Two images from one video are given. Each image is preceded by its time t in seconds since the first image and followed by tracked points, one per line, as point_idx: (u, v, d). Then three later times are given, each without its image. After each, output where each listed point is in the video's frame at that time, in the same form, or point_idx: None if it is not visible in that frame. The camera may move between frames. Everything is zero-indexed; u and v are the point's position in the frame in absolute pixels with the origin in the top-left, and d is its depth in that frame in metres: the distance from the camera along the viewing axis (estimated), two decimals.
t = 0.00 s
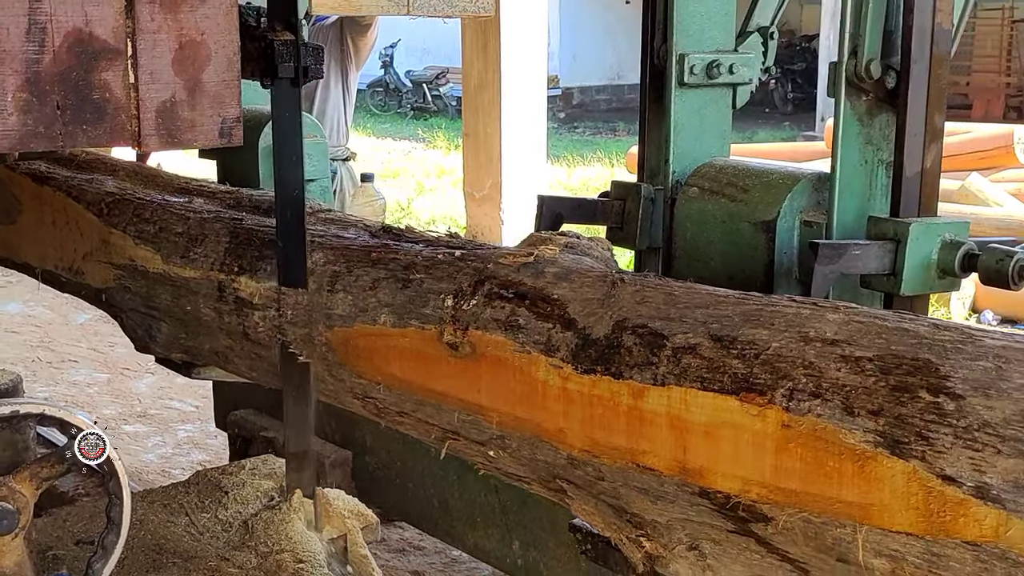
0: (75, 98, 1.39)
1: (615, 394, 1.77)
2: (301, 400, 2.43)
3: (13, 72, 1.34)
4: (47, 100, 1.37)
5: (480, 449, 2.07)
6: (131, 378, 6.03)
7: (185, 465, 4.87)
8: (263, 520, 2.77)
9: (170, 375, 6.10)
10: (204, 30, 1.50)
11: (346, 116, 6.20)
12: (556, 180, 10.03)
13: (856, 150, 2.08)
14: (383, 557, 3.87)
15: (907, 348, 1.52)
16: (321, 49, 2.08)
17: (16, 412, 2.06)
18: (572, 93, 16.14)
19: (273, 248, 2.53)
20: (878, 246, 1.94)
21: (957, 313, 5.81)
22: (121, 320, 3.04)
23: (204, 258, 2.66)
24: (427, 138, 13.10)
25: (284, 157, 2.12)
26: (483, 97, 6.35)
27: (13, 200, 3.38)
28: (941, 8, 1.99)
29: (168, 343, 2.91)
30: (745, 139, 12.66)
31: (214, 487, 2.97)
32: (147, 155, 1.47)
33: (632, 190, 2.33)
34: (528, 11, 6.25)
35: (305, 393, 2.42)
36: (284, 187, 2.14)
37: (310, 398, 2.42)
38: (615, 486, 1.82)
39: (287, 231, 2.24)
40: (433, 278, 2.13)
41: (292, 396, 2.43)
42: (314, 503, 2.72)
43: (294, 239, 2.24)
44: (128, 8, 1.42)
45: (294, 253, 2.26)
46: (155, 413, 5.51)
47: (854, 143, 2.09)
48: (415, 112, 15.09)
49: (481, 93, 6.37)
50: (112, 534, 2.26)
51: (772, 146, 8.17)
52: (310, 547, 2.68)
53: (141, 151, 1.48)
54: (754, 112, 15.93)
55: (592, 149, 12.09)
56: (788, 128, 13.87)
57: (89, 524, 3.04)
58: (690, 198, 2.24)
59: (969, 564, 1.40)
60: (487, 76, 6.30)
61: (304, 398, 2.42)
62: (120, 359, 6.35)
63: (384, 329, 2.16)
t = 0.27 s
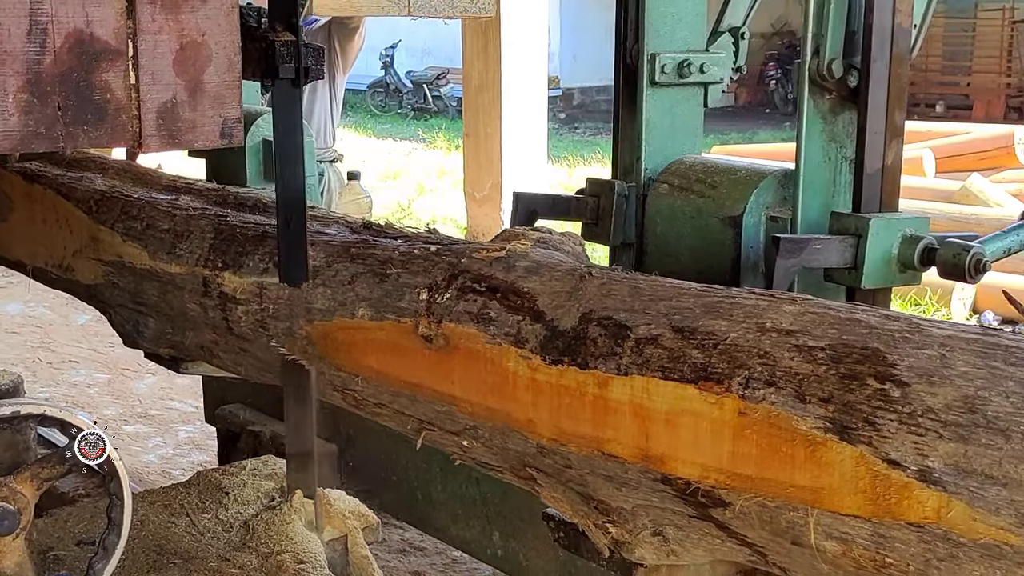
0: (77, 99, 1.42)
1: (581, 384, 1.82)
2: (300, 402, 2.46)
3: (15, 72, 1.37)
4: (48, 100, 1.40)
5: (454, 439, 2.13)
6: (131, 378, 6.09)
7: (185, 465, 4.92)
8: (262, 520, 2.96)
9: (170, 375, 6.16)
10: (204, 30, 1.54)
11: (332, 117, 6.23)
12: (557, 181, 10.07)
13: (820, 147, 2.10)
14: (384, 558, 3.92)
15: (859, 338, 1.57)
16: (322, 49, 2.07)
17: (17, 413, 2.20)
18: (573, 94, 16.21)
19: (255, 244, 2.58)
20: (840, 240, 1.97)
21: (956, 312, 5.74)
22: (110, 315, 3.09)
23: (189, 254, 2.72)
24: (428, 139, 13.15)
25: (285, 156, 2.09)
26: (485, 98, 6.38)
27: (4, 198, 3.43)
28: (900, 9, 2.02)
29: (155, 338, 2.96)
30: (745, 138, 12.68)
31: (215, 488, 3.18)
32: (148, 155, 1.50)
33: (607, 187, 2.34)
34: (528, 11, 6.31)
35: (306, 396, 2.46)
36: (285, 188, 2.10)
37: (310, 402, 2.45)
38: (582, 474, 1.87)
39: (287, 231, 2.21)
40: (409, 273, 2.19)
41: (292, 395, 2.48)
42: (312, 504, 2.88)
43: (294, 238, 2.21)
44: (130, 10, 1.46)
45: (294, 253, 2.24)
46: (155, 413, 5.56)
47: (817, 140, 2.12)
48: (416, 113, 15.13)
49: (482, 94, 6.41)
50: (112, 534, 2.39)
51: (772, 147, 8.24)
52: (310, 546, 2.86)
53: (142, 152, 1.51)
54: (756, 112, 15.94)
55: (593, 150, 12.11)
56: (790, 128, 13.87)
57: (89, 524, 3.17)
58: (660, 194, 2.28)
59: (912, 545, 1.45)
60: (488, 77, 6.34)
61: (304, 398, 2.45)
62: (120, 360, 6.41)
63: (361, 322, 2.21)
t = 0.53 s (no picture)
0: (77, 99, 1.53)
1: (547, 373, 1.87)
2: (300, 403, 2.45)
3: (15, 72, 1.46)
4: (48, 100, 1.50)
5: (427, 429, 2.18)
6: (130, 378, 6.14)
7: (185, 465, 4.97)
8: (264, 519, 2.78)
9: (169, 376, 6.21)
10: (203, 30, 1.65)
11: (327, 117, 6.29)
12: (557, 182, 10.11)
13: (782, 143, 2.12)
14: (383, 558, 3.97)
15: (809, 327, 1.63)
16: (322, 50, 2.14)
17: (17, 413, 2.14)
18: (573, 95, 16.24)
19: (237, 239, 2.63)
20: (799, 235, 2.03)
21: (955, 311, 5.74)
22: (97, 310, 3.15)
23: (174, 250, 2.77)
24: (427, 140, 13.19)
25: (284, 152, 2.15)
26: (484, 99, 6.27)
27: None
28: (859, 10, 2.04)
29: (141, 332, 3.02)
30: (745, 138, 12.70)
31: (214, 487, 2.99)
32: (148, 154, 1.61)
33: (579, 184, 2.39)
34: (528, 11, 6.16)
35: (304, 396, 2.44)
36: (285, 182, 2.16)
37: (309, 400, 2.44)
38: (548, 461, 1.93)
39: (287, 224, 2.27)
40: (384, 267, 2.24)
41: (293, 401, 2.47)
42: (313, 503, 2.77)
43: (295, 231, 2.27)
44: (129, 11, 1.56)
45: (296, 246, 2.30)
46: (155, 414, 5.61)
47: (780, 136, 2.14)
48: (415, 113, 15.16)
49: (481, 95, 6.29)
50: (112, 533, 2.32)
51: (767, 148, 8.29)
52: (311, 547, 2.68)
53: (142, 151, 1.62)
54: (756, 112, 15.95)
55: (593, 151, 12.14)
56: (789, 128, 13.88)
57: (89, 525, 3.05)
58: (630, 190, 2.33)
59: (856, 526, 1.51)
60: (488, 77, 6.22)
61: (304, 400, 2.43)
62: (120, 360, 6.46)
63: (338, 314, 2.26)
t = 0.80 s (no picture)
0: (77, 100, 1.63)
1: (511, 362, 1.93)
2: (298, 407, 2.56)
3: (17, 74, 1.56)
4: (49, 101, 1.60)
5: (399, 418, 2.24)
6: (129, 379, 6.20)
7: (183, 465, 5.02)
8: (264, 520, 3.19)
9: (167, 376, 6.27)
10: (204, 31, 1.75)
11: (325, 117, 6.37)
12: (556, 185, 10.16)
13: (743, 140, 2.18)
14: (383, 559, 4.03)
15: (760, 317, 1.69)
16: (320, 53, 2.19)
17: (17, 413, 2.20)
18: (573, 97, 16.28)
19: (218, 235, 2.69)
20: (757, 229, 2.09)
21: (956, 314, 5.76)
22: (83, 305, 3.21)
23: (157, 245, 2.84)
24: (425, 141, 13.24)
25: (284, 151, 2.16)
26: (482, 99, 6.29)
27: None
28: (815, 10, 2.09)
29: (125, 326, 3.08)
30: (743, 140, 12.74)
31: (213, 488, 3.31)
32: (148, 154, 1.72)
33: (550, 180, 2.45)
34: (527, 12, 6.19)
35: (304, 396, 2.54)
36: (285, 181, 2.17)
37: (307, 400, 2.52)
38: (513, 448, 1.99)
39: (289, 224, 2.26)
40: (357, 260, 2.30)
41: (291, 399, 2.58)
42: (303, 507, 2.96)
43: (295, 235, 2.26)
44: (130, 12, 1.66)
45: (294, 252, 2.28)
46: (154, 414, 5.67)
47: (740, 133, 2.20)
48: (413, 113, 15.19)
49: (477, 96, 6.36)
50: (112, 534, 2.37)
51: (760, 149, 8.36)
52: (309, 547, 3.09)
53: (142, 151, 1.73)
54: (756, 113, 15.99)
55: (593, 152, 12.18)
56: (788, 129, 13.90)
57: (88, 525, 3.22)
58: (598, 186, 2.39)
59: (800, 506, 1.56)
60: (485, 78, 6.25)
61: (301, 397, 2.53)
62: (118, 360, 6.52)
63: (313, 308, 2.32)
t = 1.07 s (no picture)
0: (75, 100, 1.55)
1: (480, 353, 1.98)
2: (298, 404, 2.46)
3: (13, 75, 1.50)
4: (46, 101, 1.54)
5: (375, 409, 2.30)
6: (128, 379, 6.24)
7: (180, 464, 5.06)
8: (261, 520, 2.80)
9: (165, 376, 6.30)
10: (201, 30, 1.67)
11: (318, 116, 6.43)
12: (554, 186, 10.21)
13: (709, 137, 2.23)
14: (382, 560, 3.98)
15: (716, 308, 1.74)
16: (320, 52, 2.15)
17: (15, 412, 2.12)
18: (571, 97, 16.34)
19: (199, 231, 2.75)
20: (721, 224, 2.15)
21: (954, 314, 5.76)
22: (71, 301, 3.26)
23: (141, 241, 2.89)
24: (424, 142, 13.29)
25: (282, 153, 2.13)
26: (481, 99, 6.25)
27: None
28: (778, 10, 2.15)
29: (112, 322, 3.13)
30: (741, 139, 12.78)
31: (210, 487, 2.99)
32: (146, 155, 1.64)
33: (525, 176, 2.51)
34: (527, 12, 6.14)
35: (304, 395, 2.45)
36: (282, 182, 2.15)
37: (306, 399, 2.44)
38: (483, 437, 2.04)
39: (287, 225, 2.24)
40: (333, 254, 2.35)
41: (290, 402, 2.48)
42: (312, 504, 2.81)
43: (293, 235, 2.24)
44: (126, 13, 1.58)
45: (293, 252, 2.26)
46: (153, 415, 5.70)
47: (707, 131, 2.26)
48: (412, 114, 15.22)
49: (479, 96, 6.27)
50: (110, 534, 2.29)
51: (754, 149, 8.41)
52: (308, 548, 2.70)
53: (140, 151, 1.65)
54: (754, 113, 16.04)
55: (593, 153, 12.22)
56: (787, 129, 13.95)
57: (86, 525, 3.03)
58: (570, 183, 2.44)
59: (753, 490, 1.61)
60: (484, 78, 6.21)
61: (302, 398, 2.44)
62: (116, 360, 6.56)
63: (291, 301, 2.37)
